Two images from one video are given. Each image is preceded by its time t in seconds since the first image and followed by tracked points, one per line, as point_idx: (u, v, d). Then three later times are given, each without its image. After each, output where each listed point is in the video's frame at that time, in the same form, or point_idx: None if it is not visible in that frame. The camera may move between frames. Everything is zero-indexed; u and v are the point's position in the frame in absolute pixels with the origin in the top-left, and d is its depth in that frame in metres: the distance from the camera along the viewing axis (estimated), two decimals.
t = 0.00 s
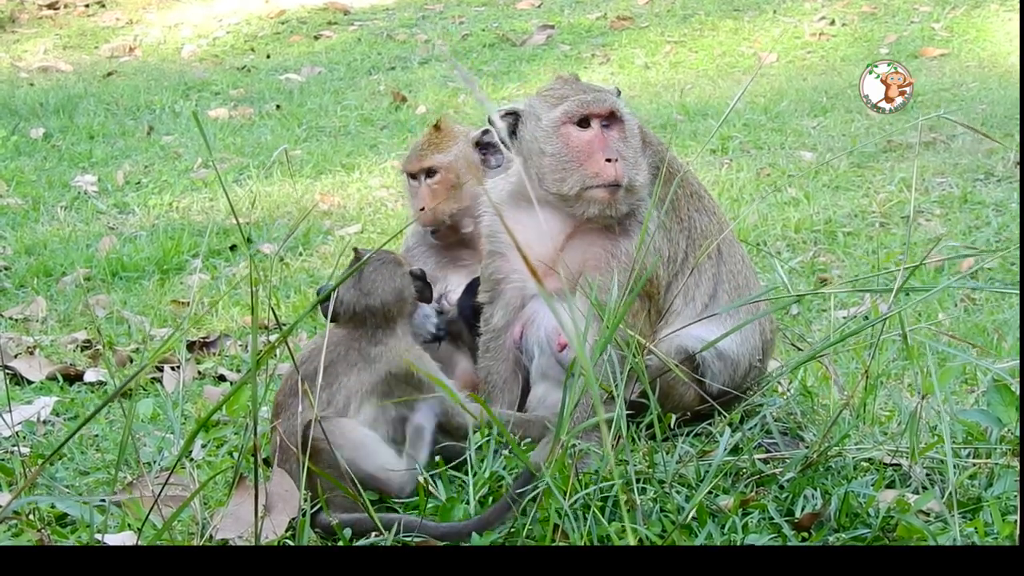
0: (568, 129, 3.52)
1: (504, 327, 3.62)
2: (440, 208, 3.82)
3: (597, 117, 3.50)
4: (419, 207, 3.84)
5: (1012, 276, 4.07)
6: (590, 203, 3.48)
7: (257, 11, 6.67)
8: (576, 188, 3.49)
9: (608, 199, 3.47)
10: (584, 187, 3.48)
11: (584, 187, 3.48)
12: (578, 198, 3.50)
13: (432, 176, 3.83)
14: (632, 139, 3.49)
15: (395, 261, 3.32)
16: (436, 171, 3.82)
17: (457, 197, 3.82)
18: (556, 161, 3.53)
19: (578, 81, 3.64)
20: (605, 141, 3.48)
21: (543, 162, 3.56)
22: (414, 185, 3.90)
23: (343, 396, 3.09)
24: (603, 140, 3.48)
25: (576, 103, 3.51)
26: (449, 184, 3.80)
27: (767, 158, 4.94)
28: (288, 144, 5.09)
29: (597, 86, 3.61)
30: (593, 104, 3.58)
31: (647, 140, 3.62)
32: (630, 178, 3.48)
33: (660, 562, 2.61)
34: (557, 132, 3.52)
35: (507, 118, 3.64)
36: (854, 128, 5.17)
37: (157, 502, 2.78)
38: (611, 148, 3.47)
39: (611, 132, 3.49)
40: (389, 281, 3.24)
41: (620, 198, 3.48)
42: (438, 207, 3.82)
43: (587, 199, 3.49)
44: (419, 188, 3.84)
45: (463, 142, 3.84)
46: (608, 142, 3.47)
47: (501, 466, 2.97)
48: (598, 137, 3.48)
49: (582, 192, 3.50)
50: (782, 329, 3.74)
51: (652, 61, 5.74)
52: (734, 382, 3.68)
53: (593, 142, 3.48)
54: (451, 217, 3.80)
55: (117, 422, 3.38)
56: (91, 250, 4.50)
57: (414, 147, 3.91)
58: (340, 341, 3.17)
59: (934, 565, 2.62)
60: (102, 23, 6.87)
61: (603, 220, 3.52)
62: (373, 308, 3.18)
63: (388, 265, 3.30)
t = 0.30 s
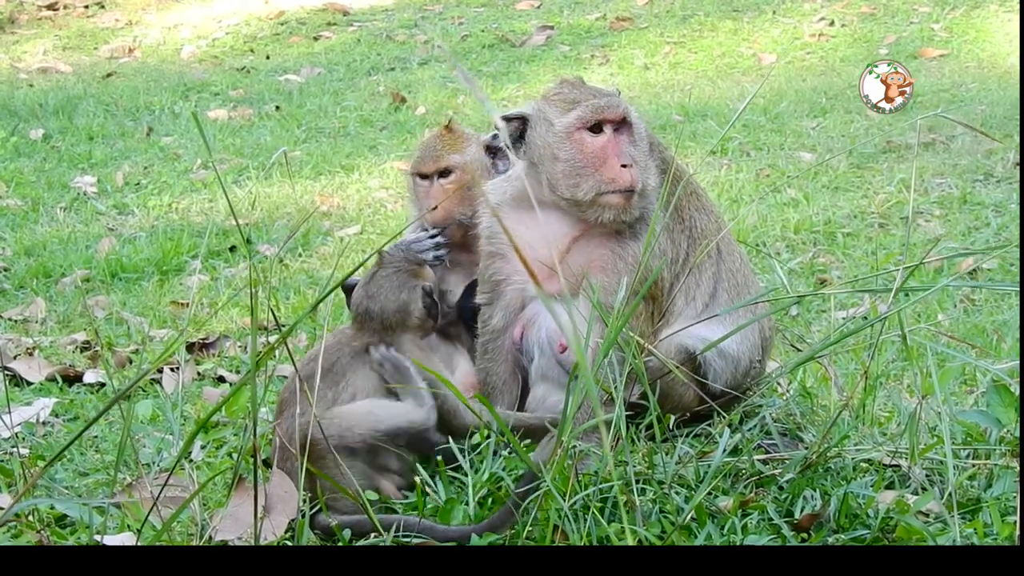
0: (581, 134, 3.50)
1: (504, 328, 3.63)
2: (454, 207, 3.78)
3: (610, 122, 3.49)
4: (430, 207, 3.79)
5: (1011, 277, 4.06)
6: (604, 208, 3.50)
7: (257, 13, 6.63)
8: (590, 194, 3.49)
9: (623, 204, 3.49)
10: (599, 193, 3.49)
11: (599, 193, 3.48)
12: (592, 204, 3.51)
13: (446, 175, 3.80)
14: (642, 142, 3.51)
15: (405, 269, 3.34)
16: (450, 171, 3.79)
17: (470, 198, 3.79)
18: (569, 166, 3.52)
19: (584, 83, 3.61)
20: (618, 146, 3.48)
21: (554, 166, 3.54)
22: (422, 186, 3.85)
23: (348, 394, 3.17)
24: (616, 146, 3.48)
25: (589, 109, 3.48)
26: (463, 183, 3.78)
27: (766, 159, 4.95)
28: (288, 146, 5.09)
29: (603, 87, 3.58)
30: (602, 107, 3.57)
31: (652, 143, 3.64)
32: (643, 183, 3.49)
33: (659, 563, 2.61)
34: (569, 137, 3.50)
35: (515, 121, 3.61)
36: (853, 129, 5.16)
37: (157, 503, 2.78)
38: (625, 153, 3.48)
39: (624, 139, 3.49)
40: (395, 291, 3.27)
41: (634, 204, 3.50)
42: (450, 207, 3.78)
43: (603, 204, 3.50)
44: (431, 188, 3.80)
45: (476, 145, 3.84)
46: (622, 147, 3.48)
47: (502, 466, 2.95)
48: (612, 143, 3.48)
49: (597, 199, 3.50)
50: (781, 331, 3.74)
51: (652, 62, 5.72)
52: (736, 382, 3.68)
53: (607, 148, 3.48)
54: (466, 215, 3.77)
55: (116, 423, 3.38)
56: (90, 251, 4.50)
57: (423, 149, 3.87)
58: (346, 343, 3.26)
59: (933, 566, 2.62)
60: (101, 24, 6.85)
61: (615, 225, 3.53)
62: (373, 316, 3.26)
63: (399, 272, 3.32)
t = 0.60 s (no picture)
0: (592, 136, 3.60)
1: (505, 328, 3.69)
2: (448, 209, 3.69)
3: (620, 123, 3.59)
4: (425, 210, 3.68)
5: (1011, 278, 4.07)
6: (613, 208, 3.62)
7: (257, 13, 6.39)
8: (602, 196, 3.62)
9: (633, 206, 3.62)
10: (611, 195, 3.61)
11: (611, 195, 3.61)
12: (603, 206, 3.63)
13: (440, 177, 3.65)
14: (649, 143, 3.60)
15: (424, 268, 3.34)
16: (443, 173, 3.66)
17: (467, 199, 3.70)
18: (579, 168, 3.63)
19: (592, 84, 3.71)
20: (628, 146, 3.58)
21: (565, 168, 3.65)
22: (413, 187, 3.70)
23: (358, 394, 3.23)
24: (626, 146, 3.58)
25: (599, 110, 3.59)
26: (458, 184, 3.67)
27: (765, 160, 4.96)
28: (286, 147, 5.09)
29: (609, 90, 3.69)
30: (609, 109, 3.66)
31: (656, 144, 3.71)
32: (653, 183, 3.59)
33: (659, 563, 2.62)
34: (580, 138, 3.60)
35: (523, 123, 3.69)
36: (852, 130, 5.16)
37: (156, 504, 2.79)
38: (635, 153, 3.58)
39: (634, 140, 3.59)
40: (411, 290, 3.30)
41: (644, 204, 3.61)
42: (446, 208, 3.69)
43: (615, 205, 3.62)
44: (425, 191, 3.66)
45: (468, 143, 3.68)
46: (632, 147, 3.58)
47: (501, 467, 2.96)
48: (622, 144, 3.58)
49: (609, 200, 3.62)
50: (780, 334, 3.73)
51: (650, 64, 5.72)
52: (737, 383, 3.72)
53: (618, 148, 3.58)
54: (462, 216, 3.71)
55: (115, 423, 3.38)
56: (89, 252, 4.50)
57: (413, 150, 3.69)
58: (361, 343, 3.32)
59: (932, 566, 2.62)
60: (101, 26, 6.68)
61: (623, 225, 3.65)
62: (390, 315, 3.31)
63: (415, 271, 3.33)
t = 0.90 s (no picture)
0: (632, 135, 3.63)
1: (505, 327, 3.71)
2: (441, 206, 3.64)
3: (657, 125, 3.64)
4: (420, 211, 3.66)
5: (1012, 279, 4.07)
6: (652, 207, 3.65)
7: (257, 13, 6.32)
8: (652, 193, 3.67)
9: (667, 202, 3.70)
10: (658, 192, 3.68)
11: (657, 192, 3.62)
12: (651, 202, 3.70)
13: (432, 176, 3.68)
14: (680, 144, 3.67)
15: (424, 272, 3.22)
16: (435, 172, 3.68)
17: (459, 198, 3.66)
18: (622, 166, 3.66)
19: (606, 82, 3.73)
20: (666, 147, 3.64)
21: (611, 166, 3.66)
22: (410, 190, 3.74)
23: (358, 400, 3.16)
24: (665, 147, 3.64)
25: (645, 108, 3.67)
26: (450, 183, 3.67)
27: (766, 160, 4.98)
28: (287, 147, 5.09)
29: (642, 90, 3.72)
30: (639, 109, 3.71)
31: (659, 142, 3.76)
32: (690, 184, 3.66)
33: (659, 564, 2.62)
34: (630, 136, 3.65)
35: (558, 123, 3.58)
36: (854, 129, 5.15)
37: (157, 503, 2.79)
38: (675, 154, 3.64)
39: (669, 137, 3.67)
40: (407, 295, 3.16)
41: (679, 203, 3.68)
42: (440, 206, 3.65)
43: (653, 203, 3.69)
44: (419, 191, 3.68)
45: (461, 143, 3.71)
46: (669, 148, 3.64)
47: (501, 467, 2.96)
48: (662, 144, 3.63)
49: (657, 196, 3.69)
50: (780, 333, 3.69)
51: (651, 63, 5.71)
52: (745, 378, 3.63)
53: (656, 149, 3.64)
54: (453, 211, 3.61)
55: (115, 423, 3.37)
56: (90, 252, 4.50)
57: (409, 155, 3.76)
58: (361, 346, 3.20)
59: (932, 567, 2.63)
60: (101, 25, 6.59)
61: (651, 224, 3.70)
62: (387, 319, 3.17)
63: (414, 275, 3.21)
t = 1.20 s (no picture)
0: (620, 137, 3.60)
1: (505, 330, 3.70)
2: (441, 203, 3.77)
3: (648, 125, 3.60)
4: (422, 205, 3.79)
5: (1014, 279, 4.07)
6: (646, 209, 3.64)
7: (257, 12, 6.33)
8: (638, 196, 3.64)
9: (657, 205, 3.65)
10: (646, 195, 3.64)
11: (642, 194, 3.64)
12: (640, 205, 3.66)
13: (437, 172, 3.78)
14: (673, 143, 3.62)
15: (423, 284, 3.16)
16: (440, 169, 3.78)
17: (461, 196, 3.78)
18: (610, 169, 3.64)
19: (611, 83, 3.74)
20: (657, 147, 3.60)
21: (599, 168, 3.65)
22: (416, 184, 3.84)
23: (353, 397, 3.11)
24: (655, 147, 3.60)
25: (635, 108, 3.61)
26: (451, 181, 3.78)
27: (768, 160, 4.97)
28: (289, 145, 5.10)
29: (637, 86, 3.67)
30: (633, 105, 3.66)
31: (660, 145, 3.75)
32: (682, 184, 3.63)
33: (659, 564, 2.62)
34: (616, 137, 3.60)
35: (550, 123, 3.62)
36: (855, 130, 5.16)
37: (158, 501, 2.79)
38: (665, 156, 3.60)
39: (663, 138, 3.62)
40: (388, 296, 3.10)
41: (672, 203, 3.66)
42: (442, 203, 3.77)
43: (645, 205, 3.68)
44: (423, 185, 3.79)
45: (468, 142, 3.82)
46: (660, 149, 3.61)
47: (502, 466, 2.96)
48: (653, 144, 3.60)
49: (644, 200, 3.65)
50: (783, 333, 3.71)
51: (654, 63, 5.71)
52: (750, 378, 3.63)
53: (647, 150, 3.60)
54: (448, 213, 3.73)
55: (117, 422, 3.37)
56: (92, 250, 4.50)
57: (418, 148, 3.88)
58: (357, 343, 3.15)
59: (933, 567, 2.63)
60: (104, 24, 6.67)
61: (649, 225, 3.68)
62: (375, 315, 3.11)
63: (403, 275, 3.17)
